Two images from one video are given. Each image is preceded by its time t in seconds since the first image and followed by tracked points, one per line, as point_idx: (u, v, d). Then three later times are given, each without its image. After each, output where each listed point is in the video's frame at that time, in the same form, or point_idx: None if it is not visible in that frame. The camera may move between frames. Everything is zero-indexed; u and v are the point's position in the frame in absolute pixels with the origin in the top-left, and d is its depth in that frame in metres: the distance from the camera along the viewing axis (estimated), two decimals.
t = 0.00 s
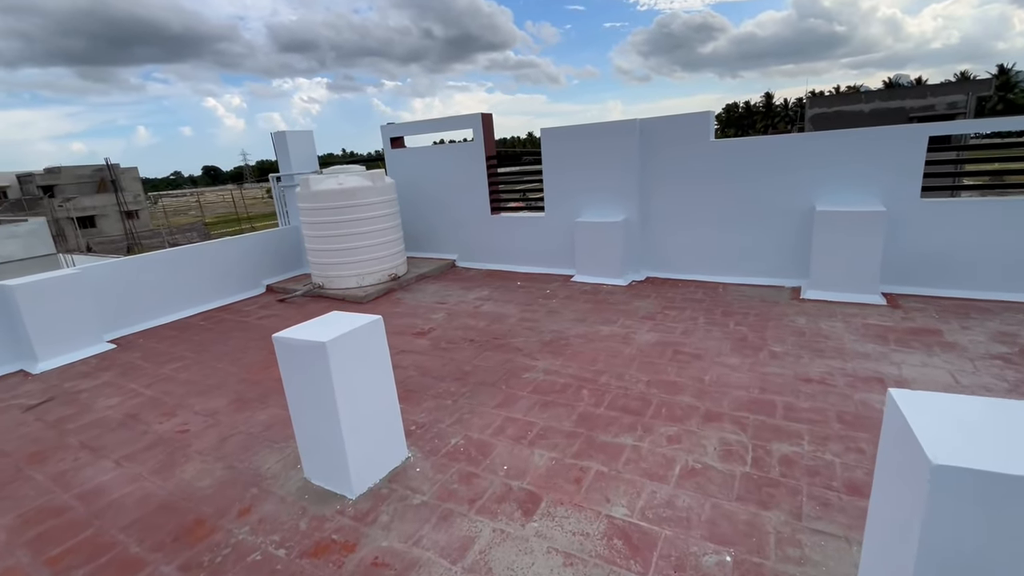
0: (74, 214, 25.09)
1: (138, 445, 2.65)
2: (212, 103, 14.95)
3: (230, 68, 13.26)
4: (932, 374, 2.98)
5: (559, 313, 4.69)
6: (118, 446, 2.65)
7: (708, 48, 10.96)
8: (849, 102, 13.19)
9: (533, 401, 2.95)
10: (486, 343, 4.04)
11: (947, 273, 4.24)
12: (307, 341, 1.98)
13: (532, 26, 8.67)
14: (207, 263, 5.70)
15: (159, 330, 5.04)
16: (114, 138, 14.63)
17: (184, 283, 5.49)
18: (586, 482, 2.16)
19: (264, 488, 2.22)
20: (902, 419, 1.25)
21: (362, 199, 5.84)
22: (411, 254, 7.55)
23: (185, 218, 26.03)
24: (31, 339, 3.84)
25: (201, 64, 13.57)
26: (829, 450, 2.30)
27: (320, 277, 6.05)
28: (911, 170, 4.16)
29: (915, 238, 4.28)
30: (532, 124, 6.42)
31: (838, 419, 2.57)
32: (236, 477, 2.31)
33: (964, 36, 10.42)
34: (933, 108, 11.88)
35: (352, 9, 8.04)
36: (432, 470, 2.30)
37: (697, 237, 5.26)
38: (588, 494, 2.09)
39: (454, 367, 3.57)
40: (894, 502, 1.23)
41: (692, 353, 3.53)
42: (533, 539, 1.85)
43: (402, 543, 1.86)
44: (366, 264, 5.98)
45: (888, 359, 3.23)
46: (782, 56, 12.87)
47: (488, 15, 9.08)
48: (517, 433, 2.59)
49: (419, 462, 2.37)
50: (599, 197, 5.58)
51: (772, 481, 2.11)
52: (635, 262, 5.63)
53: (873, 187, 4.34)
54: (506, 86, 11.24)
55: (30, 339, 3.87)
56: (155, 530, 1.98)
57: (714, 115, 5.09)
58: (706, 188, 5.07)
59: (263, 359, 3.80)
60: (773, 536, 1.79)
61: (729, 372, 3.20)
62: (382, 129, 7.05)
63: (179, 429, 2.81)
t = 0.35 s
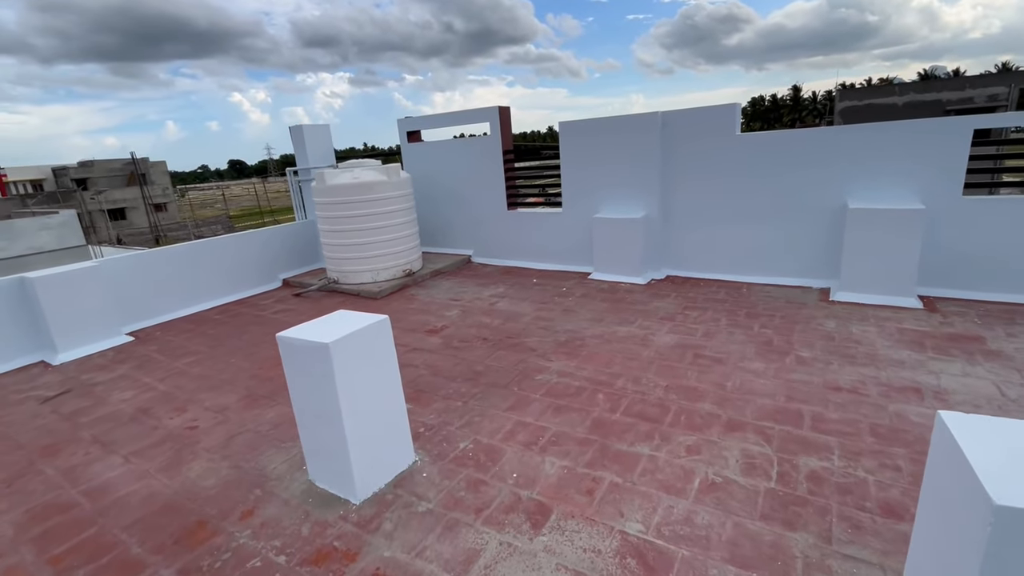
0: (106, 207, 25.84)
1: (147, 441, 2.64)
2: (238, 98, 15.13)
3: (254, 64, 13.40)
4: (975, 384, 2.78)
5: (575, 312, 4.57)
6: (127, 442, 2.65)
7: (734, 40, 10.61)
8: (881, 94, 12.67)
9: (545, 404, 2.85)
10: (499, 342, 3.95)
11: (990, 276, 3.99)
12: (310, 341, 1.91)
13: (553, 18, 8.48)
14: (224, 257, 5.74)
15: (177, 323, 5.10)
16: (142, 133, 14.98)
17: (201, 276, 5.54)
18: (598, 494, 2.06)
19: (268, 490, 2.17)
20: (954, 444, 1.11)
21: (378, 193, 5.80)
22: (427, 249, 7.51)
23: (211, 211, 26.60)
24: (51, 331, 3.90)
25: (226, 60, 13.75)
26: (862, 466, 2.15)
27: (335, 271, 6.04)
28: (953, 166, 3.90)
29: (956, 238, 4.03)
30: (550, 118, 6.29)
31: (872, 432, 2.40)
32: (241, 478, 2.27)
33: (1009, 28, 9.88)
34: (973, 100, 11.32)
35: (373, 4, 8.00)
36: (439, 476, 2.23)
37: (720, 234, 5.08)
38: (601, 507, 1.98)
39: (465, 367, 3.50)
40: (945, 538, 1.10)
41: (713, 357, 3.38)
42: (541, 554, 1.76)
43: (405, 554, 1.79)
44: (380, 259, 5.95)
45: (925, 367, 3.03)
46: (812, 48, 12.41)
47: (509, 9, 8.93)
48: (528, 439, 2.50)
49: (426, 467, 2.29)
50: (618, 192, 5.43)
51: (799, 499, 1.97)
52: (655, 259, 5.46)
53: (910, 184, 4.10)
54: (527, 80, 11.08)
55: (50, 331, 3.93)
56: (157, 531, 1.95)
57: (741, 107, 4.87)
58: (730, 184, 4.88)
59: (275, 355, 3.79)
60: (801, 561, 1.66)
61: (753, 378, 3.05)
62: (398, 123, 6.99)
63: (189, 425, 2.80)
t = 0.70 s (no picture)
0: (138, 199, 26.63)
1: (154, 435, 2.65)
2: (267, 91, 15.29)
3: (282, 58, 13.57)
4: (1020, 398, 2.57)
5: (590, 311, 4.45)
6: (136, 435, 2.66)
7: (764, 30, 10.19)
8: (922, 86, 12.04)
9: (554, 407, 2.76)
10: (511, 340, 3.87)
11: None
12: (308, 341, 1.86)
13: (577, 9, 8.24)
14: (241, 249, 5.79)
15: (195, 315, 5.17)
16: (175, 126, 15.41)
17: (219, 268, 5.59)
18: (606, 507, 1.95)
19: (268, 490, 2.14)
20: (1007, 477, 0.98)
21: (393, 186, 5.76)
22: (443, 244, 7.45)
23: (237, 203, 27.18)
24: (70, 321, 3.98)
25: (254, 55, 13.93)
26: (892, 485, 1.99)
27: (350, 265, 6.04)
28: (1000, 161, 3.64)
29: (1000, 238, 3.77)
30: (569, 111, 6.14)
31: (904, 448, 2.23)
32: (243, 476, 2.24)
33: None
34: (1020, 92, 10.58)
35: None
36: (441, 481, 2.16)
37: (743, 231, 4.88)
38: (607, 521, 1.88)
39: (475, 366, 3.42)
40: None
41: (733, 361, 3.23)
42: (542, 570, 1.67)
43: (401, 563, 1.72)
44: (395, 253, 5.92)
45: (965, 378, 2.82)
46: (848, 38, 11.87)
47: None
48: (534, 444, 2.41)
49: (428, 471, 2.22)
50: (638, 187, 5.26)
51: (822, 520, 1.83)
52: (674, 256, 5.29)
53: (952, 180, 3.84)
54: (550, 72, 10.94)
55: (70, 322, 4.01)
56: (155, 529, 1.92)
57: (769, 98, 4.64)
58: (756, 178, 4.67)
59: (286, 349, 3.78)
60: None
61: (774, 385, 2.89)
62: (415, 115, 6.92)
63: (196, 419, 2.80)
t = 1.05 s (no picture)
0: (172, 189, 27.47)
1: (167, 427, 2.68)
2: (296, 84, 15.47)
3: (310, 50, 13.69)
4: None
5: (607, 309, 4.34)
6: (149, 426, 2.70)
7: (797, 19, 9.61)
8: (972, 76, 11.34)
9: (565, 411, 2.68)
10: (524, 338, 3.80)
11: None
12: (310, 340, 1.82)
13: None
14: (261, 241, 5.86)
15: (215, 306, 5.26)
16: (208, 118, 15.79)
17: (239, 261, 5.67)
18: (613, 519, 1.87)
19: (272, 487, 2.13)
20: None
21: (410, 180, 5.74)
22: (461, 238, 7.41)
23: (265, 194, 27.76)
24: (95, 310, 4.09)
25: (282, 49, 14.10)
26: (925, 508, 1.85)
27: (368, 258, 6.05)
28: None
29: None
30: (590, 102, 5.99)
31: (939, 467, 2.08)
32: (249, 472, 2.24)
33: None
34: None
35: None
36: (445, 484, 2.11)
37: (770, 228, 4.68)
38: (614, 535, 1.80)
39: (487, 365, 3.37)
40: None
41: (755, 366, 3.09)
42: None
43: (399, 571, 1.67)
44: (411, 247, 5.91)
45: (1010, 391, 2.62)
46: (893, 24, 11.27)
47: None
48: (542, 449, 2.34)
49: (432, 474, 2.18)
50: (660, 181, 5.10)
51: (846, 543, 1.71)
52: (697, 254, 5.11)
53: (1000, 176, 3.58)
54: (576, 63, 10.72)
55: (94, 312, 4.12)
56: (160, 524, 1.92)
57: (802, 89, 4.41)
58: (785, 173, 4.46)
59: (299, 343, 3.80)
60: None
61: (799, 393, 2.75)
62: (434, 107, 6.87)
63: (208, 412, 2.82)
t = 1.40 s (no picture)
0: (207, 179, 28.31)
1: (187, 415, 2.74)
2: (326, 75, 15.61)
3: (340, 42, 13.79)
4: None
5: (629, 306, 4.22)
6: (170, 414, 2.76)
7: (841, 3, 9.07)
8: None
9: (581, 412, 2.60)
10: (542, 335, 3.73)
11: None
12: (319, 336, 1.79)
13: None
14: (285, 232, 5.95)
15: (240, 295, 5.37)
16: (241, 109, 16.13)
17: (264, 251, 5.78)
18: (627, 529, 1.80)
19: (283, 481, 2.13)
20: None
21: (431, 172, 5.71)
22: (483, 231, 7.36)
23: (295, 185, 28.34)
24: (126, 298, 4.23)
25: (313, 41, 14.25)
26: (969, 533, 1.71)
27: (389, 250, 6.07)
28: None
29: None
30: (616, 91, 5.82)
31: (985, 487, 1.92)
32: (262, 464, 2.25)
33: None
34: None
35: None
36: (455, 485, 2.07)
37: (803, 224, 4.46)
38: (627, 546, 1.72)
39: (503, 361, 3.32)
40: None
41: (783, 371, 2.94)
42: None
43: (405, 573, 1.64)
44: (432, 240, 5.89)
45: None
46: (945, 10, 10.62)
47: None
48: (555, 452, 2.27)
49: (442, 473, 2.14)
50: (687, 174, 4.92)
51: (878, 568, 1.59)
52: (725, 251, 4.92)
53: None
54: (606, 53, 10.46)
55: (125, 299, 4.26)
56: (174, 513, 1.94)
57: (842, 77, 4.16)
58: (821, 166, 4.23)
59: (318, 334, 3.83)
60: None
61: (829, 401, 2.60)
62: (457, 98, 6.80)
63: (226, 402, 2.87)
